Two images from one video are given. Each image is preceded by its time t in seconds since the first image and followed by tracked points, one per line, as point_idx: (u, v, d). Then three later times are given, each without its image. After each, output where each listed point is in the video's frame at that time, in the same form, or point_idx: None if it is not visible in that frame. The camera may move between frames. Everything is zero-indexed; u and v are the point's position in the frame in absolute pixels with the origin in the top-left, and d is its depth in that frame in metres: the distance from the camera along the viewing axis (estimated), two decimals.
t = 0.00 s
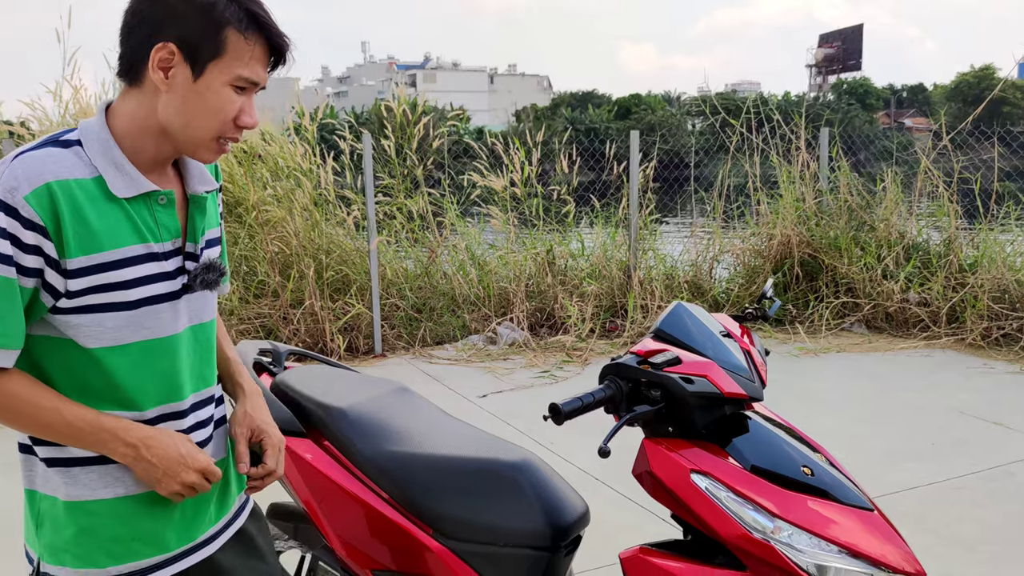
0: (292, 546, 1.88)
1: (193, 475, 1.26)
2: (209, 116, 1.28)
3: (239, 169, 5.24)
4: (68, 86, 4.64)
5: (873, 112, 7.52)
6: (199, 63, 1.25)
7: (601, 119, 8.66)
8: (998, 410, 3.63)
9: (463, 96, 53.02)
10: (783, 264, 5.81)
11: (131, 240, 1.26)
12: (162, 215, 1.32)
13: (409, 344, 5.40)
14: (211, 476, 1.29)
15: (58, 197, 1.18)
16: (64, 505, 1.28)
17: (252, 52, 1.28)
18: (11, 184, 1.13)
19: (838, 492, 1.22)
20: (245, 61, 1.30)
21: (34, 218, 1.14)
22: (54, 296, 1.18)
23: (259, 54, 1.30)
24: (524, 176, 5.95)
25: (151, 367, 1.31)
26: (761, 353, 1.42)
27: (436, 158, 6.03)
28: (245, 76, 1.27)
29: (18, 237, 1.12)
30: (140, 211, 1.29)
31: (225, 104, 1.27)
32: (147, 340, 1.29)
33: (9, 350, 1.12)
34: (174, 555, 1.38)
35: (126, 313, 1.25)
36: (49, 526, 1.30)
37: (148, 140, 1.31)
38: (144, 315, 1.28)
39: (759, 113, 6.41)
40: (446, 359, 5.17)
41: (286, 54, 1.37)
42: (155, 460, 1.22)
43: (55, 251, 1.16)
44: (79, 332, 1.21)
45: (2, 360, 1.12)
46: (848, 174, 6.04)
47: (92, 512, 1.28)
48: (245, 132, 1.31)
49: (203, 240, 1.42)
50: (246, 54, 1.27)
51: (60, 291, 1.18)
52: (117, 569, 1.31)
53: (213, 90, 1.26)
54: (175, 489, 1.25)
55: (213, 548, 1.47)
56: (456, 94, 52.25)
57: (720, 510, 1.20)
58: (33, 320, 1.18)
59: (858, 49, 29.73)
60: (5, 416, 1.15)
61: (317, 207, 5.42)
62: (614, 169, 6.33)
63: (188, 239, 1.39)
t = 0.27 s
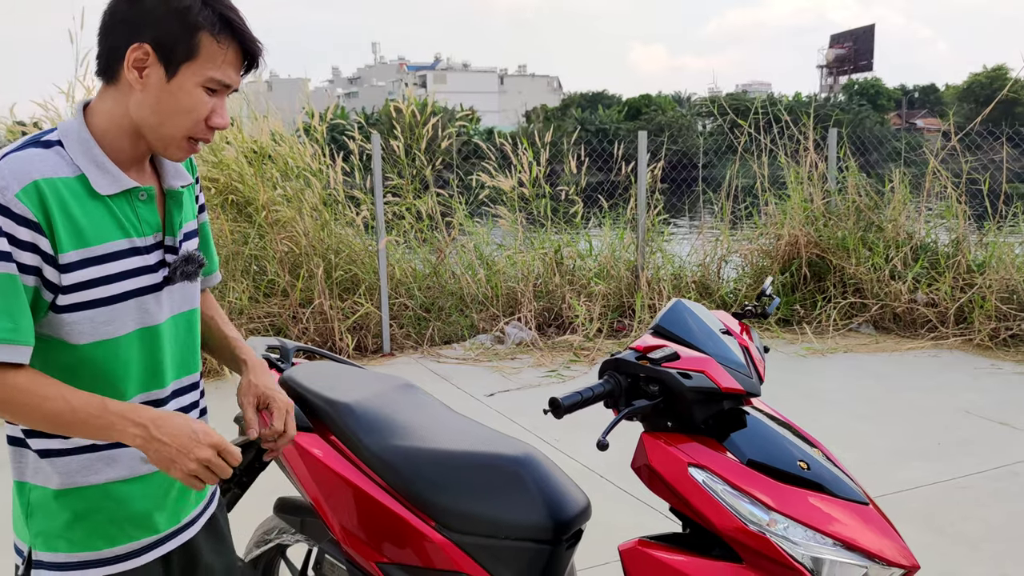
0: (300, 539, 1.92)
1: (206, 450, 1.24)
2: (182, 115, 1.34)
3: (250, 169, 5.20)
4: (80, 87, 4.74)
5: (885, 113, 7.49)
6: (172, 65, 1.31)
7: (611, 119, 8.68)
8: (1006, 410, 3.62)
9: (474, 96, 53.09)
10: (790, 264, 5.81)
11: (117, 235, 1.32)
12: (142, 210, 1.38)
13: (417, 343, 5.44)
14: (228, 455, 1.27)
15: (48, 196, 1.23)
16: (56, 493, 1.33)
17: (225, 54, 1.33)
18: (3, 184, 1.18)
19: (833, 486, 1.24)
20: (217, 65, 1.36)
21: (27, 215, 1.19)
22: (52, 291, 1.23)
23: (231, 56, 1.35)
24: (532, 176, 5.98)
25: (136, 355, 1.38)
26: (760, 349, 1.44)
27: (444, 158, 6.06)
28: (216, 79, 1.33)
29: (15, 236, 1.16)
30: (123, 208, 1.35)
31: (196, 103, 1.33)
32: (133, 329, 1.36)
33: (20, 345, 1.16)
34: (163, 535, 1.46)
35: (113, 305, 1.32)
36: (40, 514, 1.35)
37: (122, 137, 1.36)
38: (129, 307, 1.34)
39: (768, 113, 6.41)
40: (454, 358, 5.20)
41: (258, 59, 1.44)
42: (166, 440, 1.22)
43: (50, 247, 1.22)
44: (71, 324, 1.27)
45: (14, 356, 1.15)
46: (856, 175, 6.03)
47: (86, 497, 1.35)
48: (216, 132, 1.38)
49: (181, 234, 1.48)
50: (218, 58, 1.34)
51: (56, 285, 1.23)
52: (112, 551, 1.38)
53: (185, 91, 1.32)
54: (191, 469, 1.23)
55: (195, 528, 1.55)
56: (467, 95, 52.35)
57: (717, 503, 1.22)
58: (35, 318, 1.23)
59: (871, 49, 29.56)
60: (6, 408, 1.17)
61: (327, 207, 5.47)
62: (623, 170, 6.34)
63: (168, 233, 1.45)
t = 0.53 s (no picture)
0: (303, 534, 1.95)
1: (177, 406, 1.22)
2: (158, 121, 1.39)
3: (260, 170, 5.21)
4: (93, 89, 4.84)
5: (898, 113, 7.44)
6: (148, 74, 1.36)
7: (622, 120, 8.69)
8: (1014, 411, 3.61)
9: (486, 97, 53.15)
10: (799, 265, 5.80)
11: (101, 231, 1.38)
12: (121, 207, 1.43)
13: (426, 342, 5.48)
14: (199, 407, 1.24)
15: (40, 193, 1.27)
16: (45, 477, 1.37)
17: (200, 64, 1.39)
18: None
19: (825, 482, 1.26)
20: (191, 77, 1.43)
21: (22, 212, 1.24)
22: (44, 285, 1.28)
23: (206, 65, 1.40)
24: (541, 177, 6.00)
25: (124, 344, 1.42)
26: (755, 347, 1.46)
27: (453, 159, 6.08)
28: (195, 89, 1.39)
29: (11, 232, 1.21)
30: (105, 206, 1.40)
31: (172, 111, 1.38)
32: (118, 322, 1.41)
33: (18, 334, 1.19)
34: (145, 516, 1.51)
35: (100, 298, 1.37)
36: (28, 500, 1.37)
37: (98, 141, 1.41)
38: (115, 300, 1.40)
39: (777, 113, 6.41)
40: (463, 358, 5.23)
41: (230, 71, 1.52)
42: (141, 402, 1.22)
43: (43, 243, 1.26)
44: (60, 317, 1.31)
45: (13, 344, 1.18)
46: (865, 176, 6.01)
47: (76, 479, 1.39)
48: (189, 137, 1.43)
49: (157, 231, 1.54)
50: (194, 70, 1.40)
51: (47, 279, 1.28)
52: (99, 530, 1.43)
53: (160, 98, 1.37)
54: (167, 427, 1.22)
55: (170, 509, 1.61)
56: (478, 96, 52.45)
57: (710, 499, 1.25)
58: (27, 309, 1.27)
59: (885, 49, 29.35)
60: None
61: (336, 207, 5.51)
62: (632, 170, 6.35)
63: (144, 230, 1.50)
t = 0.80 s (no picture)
0: (310, 527, 1.98)
1: (132, 399, 1.36)
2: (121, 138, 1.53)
3: (272, 169, 5.27)
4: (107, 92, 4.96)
5: (913, 113, 7.38)
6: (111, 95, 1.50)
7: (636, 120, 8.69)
8: None
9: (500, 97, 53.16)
10: (809, 266, 5.78)
11: (71, 238, 1.52)
12: (88, 215, 1.58)
13: (436, 341, 5.51)
14: (154, 398, 1.38)
15: (13, 204, 1.41)
16: (21, 460, 1.50)
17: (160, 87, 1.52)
18: None
19: (817, 478, 1.28)
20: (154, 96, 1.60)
21: None
22: (14, 287, 1.42)
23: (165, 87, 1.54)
24: (551, 177, 6.02)
25: (92, 340, 1.58)
26: (752, 344, 1.48)
27: (464, 159, 6.10)
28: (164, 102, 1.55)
29: None
30: (74, 215, 1.54)
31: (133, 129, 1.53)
32: (86, 320, 1.56)
33: None
34: (114, 495, 1.64)
35: (69, 298, 1.52)
36: (6, 483, 1.50)
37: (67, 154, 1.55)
38: (83, 300, 1.55)
39: (788, 114, 6.39)
40: (472, 357, 5.26)
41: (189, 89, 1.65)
42: (101, 395, 1.36)
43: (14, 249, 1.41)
44: (31, 314, 1.46)
45: None
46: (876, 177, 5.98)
47: (49, 461, 1.52)
48: (157, 151, 1.58)
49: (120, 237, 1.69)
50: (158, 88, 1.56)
51: (17, 282, 1.42)
52: (74, 508, 1.55)
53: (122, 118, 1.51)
54: (126, 419, 1.36)
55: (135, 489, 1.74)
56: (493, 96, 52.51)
57: (704, 493, 1.27)
58: None
59: (902, 48, 29.07)
60: None
61: (347, 207, 5.57)
62: (643, 170, 6.35)
63: (110, 236, 1.65)
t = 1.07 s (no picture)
0: (322, 521, 2.02)
1: (101, 396, 1.46)
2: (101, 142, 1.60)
3: (287, 170, 5.33)
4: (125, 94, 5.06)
5: (930, 114, 7.34)
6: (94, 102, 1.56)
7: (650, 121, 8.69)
8: None
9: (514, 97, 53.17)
10: (821, 266, 5.77)
11: (51, 228, 1.58)
12: (70, 208, 1.64)
13: (449, 340, 5.55)
14: (122, 396, 1.50)
15: None
16: None
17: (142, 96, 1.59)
18: None
19: (819, 472, 1.31)
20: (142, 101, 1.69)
21: None
22: None
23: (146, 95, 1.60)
24: (564, 178, 6.04)
25: (70, 326, 1.63)
26: (756, 341, 1.51)
27: (477, 159, 6.14)
28: (148, 109, 1.62)
29: None
30: (56, 207, 1.61)
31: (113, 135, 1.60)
32: (64, 306, 1.61)
33: None
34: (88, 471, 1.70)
35: (47, 285, 1.57)
36: None
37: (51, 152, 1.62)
38: (62, 288, 1.60)
39: (802, 114, 6.38)
40: (485, 356, 5.30)
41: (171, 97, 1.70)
42: (69, 387, 1.45)
43: None
44: (11, 296, 1.52)
45: None
46: (890, 177, 5.95)
47: (25, 439, 1.58)
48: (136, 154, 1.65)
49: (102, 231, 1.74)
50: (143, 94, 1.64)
51: None
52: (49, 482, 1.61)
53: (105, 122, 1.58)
54: (90, 412, 1.46)
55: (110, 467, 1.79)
56: (506, 97, 52.56)
57: (707, 487, 1.30)
58: None
59: (920, 48, 28.79)
60: None
61: (361, 207, 5.62)
62: (656, 170, 6.35)
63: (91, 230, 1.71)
